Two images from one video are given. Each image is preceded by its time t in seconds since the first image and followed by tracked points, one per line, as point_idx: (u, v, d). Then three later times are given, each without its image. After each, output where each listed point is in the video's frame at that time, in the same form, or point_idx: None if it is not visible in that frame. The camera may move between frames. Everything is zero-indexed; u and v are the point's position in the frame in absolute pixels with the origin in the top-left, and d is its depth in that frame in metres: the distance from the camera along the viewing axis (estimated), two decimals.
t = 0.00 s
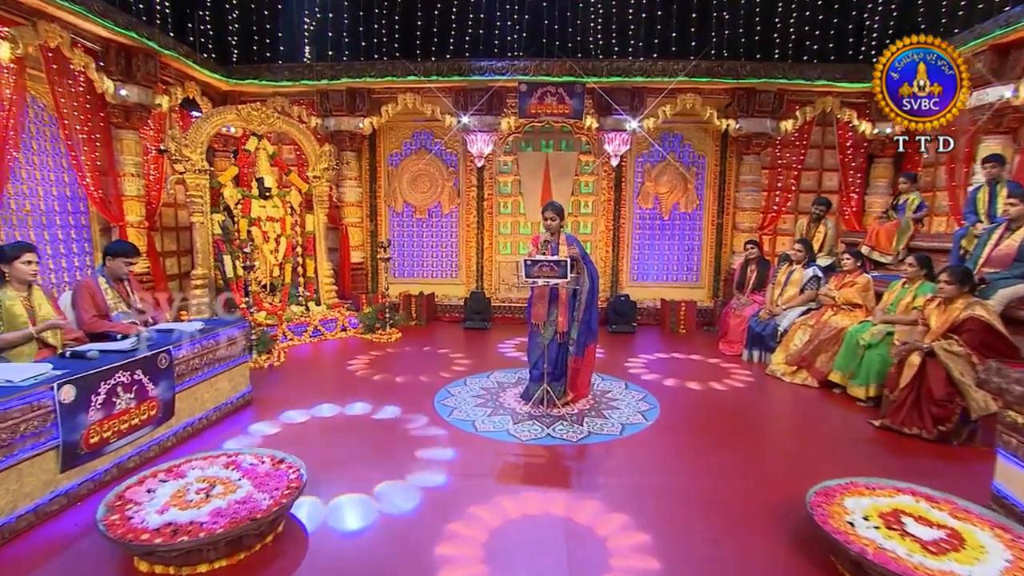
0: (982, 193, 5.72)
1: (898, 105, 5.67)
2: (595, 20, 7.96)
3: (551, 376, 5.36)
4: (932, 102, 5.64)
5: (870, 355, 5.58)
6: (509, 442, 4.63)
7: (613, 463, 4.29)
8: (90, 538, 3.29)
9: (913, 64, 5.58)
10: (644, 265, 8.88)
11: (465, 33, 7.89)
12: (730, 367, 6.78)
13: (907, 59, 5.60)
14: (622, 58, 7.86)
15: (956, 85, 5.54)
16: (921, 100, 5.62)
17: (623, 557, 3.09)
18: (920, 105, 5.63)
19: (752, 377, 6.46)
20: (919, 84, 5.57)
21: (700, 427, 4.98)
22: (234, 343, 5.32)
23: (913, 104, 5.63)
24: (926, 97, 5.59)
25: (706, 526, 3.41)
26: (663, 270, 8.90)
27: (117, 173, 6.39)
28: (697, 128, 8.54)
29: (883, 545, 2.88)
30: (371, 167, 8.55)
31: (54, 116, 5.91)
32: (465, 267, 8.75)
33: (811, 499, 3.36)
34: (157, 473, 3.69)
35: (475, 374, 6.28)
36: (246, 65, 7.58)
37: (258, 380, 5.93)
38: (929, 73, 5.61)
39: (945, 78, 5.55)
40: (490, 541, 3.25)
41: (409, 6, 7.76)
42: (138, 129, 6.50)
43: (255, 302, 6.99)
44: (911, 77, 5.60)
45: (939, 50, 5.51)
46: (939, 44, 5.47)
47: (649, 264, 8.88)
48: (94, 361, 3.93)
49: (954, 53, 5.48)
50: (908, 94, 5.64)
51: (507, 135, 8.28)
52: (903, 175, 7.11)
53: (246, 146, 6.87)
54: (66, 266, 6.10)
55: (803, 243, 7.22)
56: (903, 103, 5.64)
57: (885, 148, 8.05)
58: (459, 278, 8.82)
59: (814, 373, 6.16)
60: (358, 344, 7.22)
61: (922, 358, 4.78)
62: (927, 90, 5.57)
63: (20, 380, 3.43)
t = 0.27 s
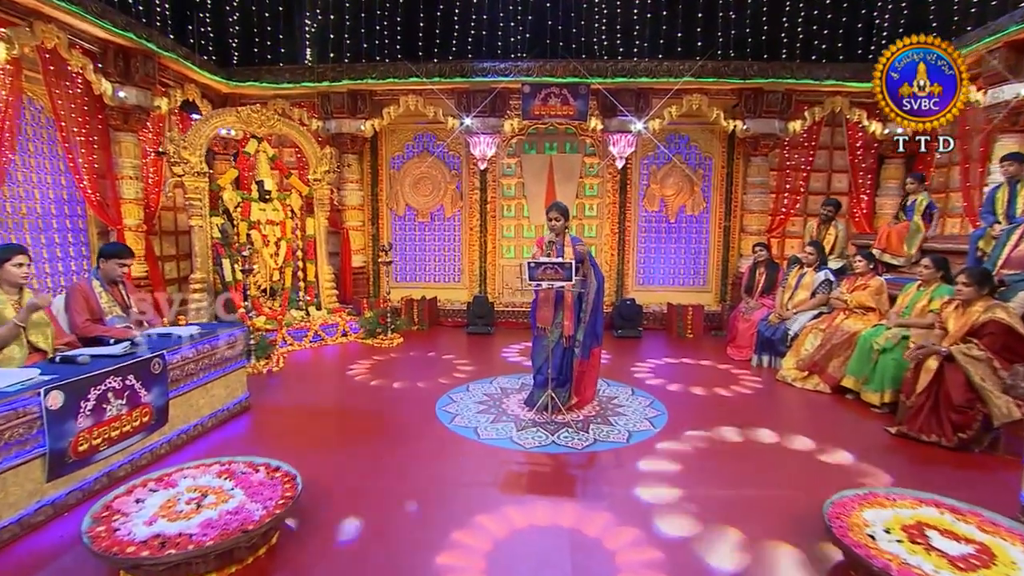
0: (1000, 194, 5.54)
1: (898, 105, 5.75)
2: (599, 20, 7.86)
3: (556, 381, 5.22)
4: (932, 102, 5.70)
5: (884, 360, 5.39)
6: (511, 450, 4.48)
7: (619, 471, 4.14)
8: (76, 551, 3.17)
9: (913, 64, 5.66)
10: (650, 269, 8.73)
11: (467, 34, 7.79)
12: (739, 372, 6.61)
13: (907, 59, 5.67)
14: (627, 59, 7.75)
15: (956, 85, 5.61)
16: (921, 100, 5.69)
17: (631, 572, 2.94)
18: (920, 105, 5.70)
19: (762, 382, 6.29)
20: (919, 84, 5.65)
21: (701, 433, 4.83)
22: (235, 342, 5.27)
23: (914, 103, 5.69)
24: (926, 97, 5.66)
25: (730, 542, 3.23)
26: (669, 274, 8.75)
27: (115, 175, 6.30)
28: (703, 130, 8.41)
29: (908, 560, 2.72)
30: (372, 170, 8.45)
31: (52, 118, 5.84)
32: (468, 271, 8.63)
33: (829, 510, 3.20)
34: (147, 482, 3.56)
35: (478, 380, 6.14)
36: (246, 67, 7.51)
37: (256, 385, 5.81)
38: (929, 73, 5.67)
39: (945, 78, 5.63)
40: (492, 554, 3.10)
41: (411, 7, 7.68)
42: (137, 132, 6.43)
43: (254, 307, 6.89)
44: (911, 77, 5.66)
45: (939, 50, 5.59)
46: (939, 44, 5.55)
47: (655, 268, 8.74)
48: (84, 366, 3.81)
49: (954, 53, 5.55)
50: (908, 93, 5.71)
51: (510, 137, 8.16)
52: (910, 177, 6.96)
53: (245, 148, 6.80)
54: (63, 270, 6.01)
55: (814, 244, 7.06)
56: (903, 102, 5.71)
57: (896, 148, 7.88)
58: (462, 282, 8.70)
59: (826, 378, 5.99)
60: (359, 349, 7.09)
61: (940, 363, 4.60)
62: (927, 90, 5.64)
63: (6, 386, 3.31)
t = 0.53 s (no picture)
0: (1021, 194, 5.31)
1: (898, 104, 5.86)
2: (604, 19, 7.73)
3: (561, 387, 5.05)
4: (932, 103, 5.80)
5: (902, 366, 5.18)
6: (515, 459, 4.30)
7: (628, 481, 3.94)
8: (56, 565, 3.02)
9: (913, 64, 5.78)
10: (657, 272, 8.56)
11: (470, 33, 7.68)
12: (750, 378, 6.41)
13: (908, 59, 5.79)
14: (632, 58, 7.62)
15: (956, 86, 5.73)
16: (921, 101, 5.80)
17: None
18: (920, 105, 5.80)
19: (774, 389, 6.08)
20: (919, 84, 5.76)
21: (716, 440, 4.64)
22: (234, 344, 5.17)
23: (913, 104, 5.80)
24: (926, 97, 5.77)
25: (752, 559, 3.02)
26: (676, 278, 8.57)
27: (113, 178, 6.20)
28: (711, 130, 8.25)
29: None
30: (374, 172, 8.34)
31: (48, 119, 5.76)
32: (471, 274, 8.49)
33: (852, 524, 3.01)
34: (134, 492, 3.40)
35: (481, 386, 5.97)
36: (246, 68, 7.43)
37: (254, 391, 5.67)
38: (929, 73, 5.79)
39: (945, 79, 5.75)
40: (494, 570, 2.93)
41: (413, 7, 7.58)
42: (134, 134, 6.33)
43: (254, 311, 6.77)
44: (911, 77, 5.78)
45: (939, 51, 5.71)
46: (938, 44, 5.67)
47: (662, 271, 8.56)
48: (72, 371, 3.67)
49: (954, 54, 5.67)
50: (908, 94, 5.82)
51: (514, 138, 8.02)
52: (919, 176, 6.76)
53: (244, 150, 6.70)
54: (58, 273, 5.90)
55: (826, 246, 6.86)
56: (903, 102, 5.83)
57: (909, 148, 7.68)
58: (465, 286, 8.55)
59: (840, 384, 5.78)
60: (360, 354, 6.94)
61: (963, 368, 4.40)
62: (927, 90, 5.75)
63: None
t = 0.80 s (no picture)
0: None
1: (898, 105, 6.03)
2: (611, 17, 7.58)
3: (566, 393, 4.88)
4: (932, 102, 5.96)
5: (921, 371, 4.98)
6: (518, 467, 4.13)
7: (636, 492, 3.76)
8: None
9: (914, 64, 5.93)
10: (664, 276, 8.38)
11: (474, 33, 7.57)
12: (762, 384, 6.21)
13: (908, 59, 5.95)
14: (639, 57, 7.49)
15: (956, 86, 5.87)
16: (921, 100, 5.96)
17: None
18: (920, 104, 5.97)
19: (787, 395, 5.88)
20: (919, 84, 5.93)
21: (734, 448, 4.47)
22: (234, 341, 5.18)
23: (913, 103, 5.97)
24: (926, 97, 5.94)
25: None
26: (684, 281, 8.38)
27: (109, 178, 6.09)
28: (719, 131, 8.09)
29: None
30: (376, 174, 8.23)
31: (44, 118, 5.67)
32: (475, 278, 8.33)
33: (876, 539, 2.81)
34: (119, 501, 3.24)
35: (483, 392, 5.80)
36: (246, 69, 7.37)
37: (251, 396, 5.52)
38: (929, 73, 5.94)
39: (946, 78, 5.90)
40: None
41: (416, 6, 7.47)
42: (132, 134, 6.23)
43: (252, 315, 6.63)
44: (912, 77, 5.95)
45: (939, 51, 5.87)
46: (937, 44, 5.84)
47: (669, 275, 8.38)
48: (58, 374, 3.54)
49: (954, 54, 5.84)
50: (908, 94, 5.98)
51: (518, 139, 7.89)
52: (932, 176, 6.60)
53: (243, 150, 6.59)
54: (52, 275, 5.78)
55: (839, 246, 6.66)
56: (902, 102, 6.00)
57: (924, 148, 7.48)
58: (468, 290, 8.39)
59: (856, 390, 5.57)
60: (360, 359, 6.79)
61: (987, 373, 4.19)
62: (927, 90, 5.91)
63: None
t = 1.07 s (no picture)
0: None
1: (897, 105, 5.98)
2: (618, 15, 7.42)
3: (571, 398, 4.73)
4: (932, 102, 5.90)
5: (939, 376, 4.80)
6: (522, 474, 3.98)
7: (645, 500, 3.60)
8: None
9: (913, 64, 5.86)
10: (670, 278, 8.23)
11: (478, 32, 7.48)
12: (772, 389, 6.04)
13: (907, 59, 5.88)
14: (645, 56, 7.36)
15: (957, 85, 5.77)
16: (921, 100, 5.90)
17: None
18: (920, 104, 5.91)
19: (798, 400, 5.72)
20: (919, 84, 5.88)
21: (751, 453, 4.33)
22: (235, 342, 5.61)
23: (912, 104, 5.91)
24: (925, 97, 5.87)
25: None
26: (691, 284, 8.23)
27: (106, 179, 6.01)
28: (726, 130, 7.95)
29: None
30: (378, 175, 8.12)
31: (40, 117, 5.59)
32: (478, 280, 8.20)
33: (900, 553, 2.65)
34: (106, 510, 3.12)
35: (486, 396, 5.66)
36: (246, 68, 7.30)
37: (249, 400, 5.40)
38: (929, 73, 5.87)
39: (945, 78, 5.81)
40: None
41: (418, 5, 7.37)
42: (130, 133, 6.15)
43: (251, 317, 6.53)
44: (912, 77, 5.88)
45: (939, 50, 5.78)
46: (937, 44, 5.76)
47: (676, 277, 8.23)
48: (46, 377, 3.43)
49: (954, 54, 5.76)
50: (907, 94, 5.92)
51: (522, 139, 7.77)
52: (947, 176, 6.42)
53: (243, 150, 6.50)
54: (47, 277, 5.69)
55: (851, 247, 6.50)
56: (901, 103, 5.94)
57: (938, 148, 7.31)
58: (471, 293, 8.27)
59: (871, 395, 5.41)
60: (361, 362, 6.67)
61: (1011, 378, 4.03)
62: (926, 90, 5.85)
63: None
